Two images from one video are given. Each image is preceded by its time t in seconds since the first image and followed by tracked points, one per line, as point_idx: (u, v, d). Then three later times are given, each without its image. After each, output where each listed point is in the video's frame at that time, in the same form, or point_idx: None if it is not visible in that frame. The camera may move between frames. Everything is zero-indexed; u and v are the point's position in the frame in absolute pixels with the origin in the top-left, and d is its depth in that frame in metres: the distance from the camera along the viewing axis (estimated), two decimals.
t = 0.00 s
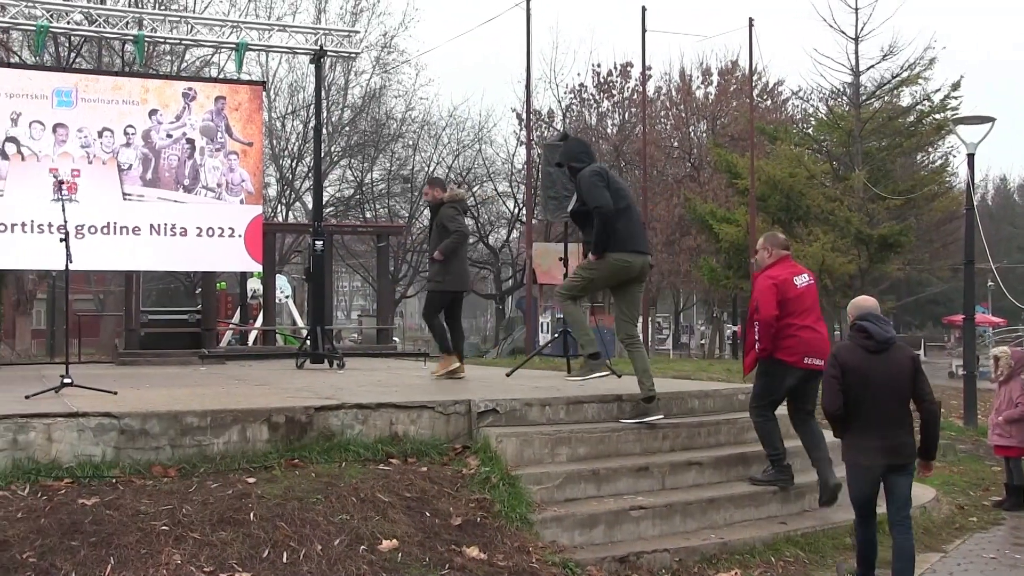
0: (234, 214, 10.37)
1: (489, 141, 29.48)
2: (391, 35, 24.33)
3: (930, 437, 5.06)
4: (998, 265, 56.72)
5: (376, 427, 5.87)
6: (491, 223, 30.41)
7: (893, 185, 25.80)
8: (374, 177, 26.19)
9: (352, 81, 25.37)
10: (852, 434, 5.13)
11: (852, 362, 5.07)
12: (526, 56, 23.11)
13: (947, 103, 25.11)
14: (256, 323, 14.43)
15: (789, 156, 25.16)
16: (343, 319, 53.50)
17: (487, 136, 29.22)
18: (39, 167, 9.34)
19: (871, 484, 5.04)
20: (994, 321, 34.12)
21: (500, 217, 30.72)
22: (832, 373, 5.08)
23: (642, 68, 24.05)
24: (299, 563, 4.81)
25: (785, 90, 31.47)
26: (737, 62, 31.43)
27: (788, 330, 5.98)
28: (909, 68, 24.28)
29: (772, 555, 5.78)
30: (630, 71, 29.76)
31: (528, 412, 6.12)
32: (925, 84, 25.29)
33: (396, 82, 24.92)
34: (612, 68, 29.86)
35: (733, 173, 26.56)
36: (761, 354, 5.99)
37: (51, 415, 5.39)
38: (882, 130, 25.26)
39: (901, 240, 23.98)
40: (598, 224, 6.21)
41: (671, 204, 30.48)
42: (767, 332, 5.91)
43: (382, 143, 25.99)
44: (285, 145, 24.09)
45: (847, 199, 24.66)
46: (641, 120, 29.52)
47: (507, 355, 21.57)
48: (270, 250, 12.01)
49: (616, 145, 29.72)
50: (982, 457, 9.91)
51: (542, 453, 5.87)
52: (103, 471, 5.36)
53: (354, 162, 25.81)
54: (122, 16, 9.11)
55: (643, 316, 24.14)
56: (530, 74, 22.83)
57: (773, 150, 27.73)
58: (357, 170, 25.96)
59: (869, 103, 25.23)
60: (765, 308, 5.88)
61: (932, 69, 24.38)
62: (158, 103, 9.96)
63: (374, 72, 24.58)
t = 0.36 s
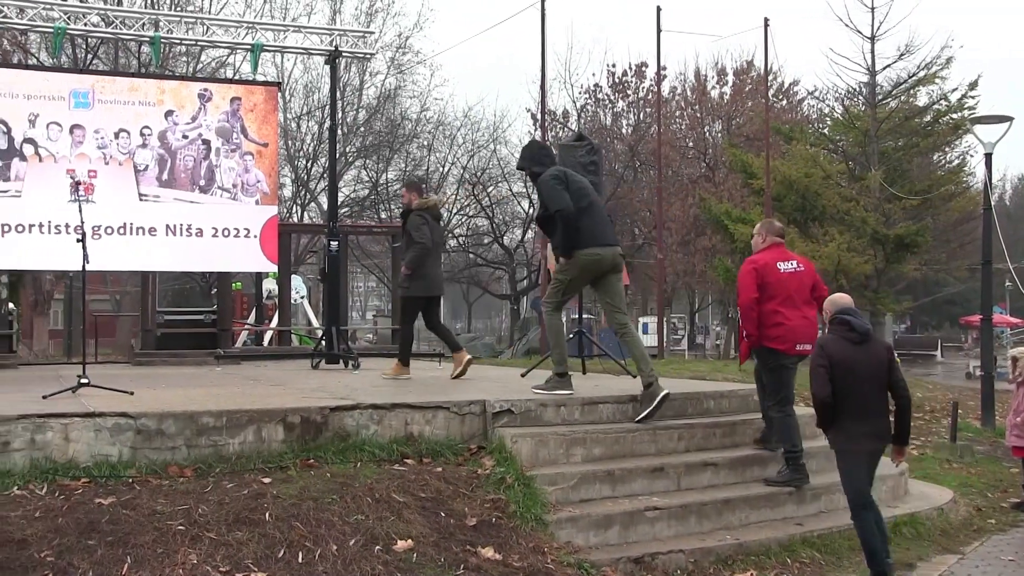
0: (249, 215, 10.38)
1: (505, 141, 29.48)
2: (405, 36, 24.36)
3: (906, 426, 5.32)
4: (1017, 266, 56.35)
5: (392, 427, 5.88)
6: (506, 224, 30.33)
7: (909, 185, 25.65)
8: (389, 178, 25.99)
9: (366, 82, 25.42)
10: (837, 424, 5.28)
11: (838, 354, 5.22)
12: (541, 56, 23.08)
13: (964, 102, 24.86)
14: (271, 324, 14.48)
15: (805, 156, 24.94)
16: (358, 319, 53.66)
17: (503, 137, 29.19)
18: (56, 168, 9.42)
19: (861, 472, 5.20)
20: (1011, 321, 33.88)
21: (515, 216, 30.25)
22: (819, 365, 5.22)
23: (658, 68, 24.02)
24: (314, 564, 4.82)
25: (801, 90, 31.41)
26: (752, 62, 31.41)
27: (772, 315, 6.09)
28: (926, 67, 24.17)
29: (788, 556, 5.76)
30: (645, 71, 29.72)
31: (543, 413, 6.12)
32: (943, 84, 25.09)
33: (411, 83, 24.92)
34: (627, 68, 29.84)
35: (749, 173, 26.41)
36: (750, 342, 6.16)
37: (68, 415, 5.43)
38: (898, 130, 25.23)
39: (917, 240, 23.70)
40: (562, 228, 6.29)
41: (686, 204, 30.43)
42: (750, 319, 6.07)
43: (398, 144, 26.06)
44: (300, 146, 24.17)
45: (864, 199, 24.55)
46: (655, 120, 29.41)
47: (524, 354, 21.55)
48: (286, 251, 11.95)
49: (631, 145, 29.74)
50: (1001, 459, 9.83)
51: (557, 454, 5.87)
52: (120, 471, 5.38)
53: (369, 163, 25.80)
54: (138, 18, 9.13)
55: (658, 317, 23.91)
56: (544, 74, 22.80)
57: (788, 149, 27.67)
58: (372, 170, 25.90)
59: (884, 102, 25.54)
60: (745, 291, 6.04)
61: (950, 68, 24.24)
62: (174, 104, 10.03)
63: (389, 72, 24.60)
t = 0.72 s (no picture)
0: (272, 216, 10.37)
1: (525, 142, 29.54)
2: (427, 37, 24.39)
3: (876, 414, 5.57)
4: None
5: (413, 428, 5.89)
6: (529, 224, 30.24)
7: (932, 185, 25.49)
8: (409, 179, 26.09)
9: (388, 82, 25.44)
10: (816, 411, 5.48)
11: (819, 344, 5.42)
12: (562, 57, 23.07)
13: (989, 101, 24.68)
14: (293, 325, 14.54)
15: (827, 156, 24.97)
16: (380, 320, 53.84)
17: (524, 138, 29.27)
18: (80, 169, 9.56)
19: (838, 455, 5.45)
20: None
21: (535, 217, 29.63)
22: (800, 353, 5.41)
23: (680, 69, 23.98)
24: (336, 564, 4.83)
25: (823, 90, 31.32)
26: (774, 62, 31.35)
27: (786, 290, 6.13)
28: (950, 66, 24.05)
29: (810, 559, 5.73)
30: (666, 72, 29.67)
31: (565, 414, 6.11)
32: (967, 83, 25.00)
33: (433, 84, 24.95)
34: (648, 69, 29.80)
35: (771, 173, 26.27)
36: (755, 311, 6.13)
37: (92, 416, 5.48)
38: (922, 130, 25.18)
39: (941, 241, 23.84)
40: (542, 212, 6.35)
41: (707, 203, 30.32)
42: (763, 289, 6.07)
43: (419, 145, 26.13)
44: (321, 147, 24.24)
45: (887, 199, 24.66)
46: (677, 120, 29.34)
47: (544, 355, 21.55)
48: (308, 251, 11.96)
49: (653, 146, 29.72)
50: None
51: (579, 455, 5.87)
52: (144, 471, 5.41)
53: (391, 163, 25.79)
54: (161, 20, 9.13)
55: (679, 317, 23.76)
56: (565, 74, 22.77)
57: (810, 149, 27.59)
58: (394, 171, 25.88)
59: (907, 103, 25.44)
60: (763, 262, 6.06)
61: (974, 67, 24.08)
62: (196, 106, 10.05)
63: (411, 73, 24.64)
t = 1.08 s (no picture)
0: (297, 217, 10.41)
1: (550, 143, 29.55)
2: (452, 39, 24.42)
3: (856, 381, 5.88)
4: None
5: (439, 429, 5.90)
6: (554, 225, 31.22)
7: (961, 185, 25.23)
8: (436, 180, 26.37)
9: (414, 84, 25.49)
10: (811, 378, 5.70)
11: (813, 314, 5.65)
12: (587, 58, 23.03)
13: (1020, 101, 24.35)
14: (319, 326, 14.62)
15: (854, 157, 24.96)
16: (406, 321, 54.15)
17: (548, 138, 29.32)
18: (109, 171, 9.65)
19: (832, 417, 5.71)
20: None
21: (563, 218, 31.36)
22: (797, 324, 5.62)
23: (707, 69, 23.93)
24: (362, 564, 4.85)
25: (850, 90, 31.17)
26: (800, 62, 31.23)
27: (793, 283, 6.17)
28: (980, 66, 23.84)
29: (837, 561, 5.68)
30: (691, 73, 29.60)
31: (591, 415, 6.10)
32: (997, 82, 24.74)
33: (458, 85, 24.99)
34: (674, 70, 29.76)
35: (797, 174, 26.16)
36: (759, 301, 6.20)
37: (121, 416, 5.53)
38: (951, 130, 24.99)
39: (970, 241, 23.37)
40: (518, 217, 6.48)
41: (733, 204, 30.22)
42: (769, 280, 6.12)
43: (444, 146, 26.20)
44: (347, 148, 24.36)
45: (914, 201, 24.55)
46: (702, 121, 29.31)
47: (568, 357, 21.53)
48: (332, 253, 12.03)
49: (678, 147, 29.69)
50: None
51: (605, 456, 5.87)
52: (172, 471, 5.44)
53: (416, 164, 26.00)
54: (189, 22, 9.16)
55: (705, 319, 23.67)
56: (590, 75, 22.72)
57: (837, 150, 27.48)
58: (418, 173, 26.07)
59: (936, 103, 25.30)
60: (769, 256, 6.14)
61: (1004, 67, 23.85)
62: (223, 108, 10.14)
63: (436, 75, 24.70)
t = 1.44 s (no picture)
0: (324, 218, 10.44)
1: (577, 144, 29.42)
2: (478, 39, 24.45)
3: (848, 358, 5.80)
4: None
5: (466, 430, 5.90)
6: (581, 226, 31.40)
7: (992, 185, 24.96)
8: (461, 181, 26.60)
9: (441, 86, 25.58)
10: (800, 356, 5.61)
11: (802, 291, 5.56)
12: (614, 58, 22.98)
13: None
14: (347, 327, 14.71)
15: (882, 157, 24.93)
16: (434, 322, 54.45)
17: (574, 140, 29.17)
18: (138, 173, 9.70)
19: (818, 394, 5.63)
20: None
21: (589, 219, 31.41)
22: (786, 302, 5.51)
23: (735, 70, 23.88)
24: (389, 564, 4.86)
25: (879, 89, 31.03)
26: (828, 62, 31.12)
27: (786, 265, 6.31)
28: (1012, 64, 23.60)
29: (866, 563, 5.63)
30: (719, 73, 29.56)
31: (618, 416, 6.09)
32: None
33: (485, 86, 25.02)
34: (701, 70, 29.73)
35: (826, 174, 26.06)
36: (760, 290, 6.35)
37: (150, 416, 5.57)
38: (982, 129, 24.80)
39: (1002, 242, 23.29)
40: (500, 217, 6.47)
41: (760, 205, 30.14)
42: (763, 267, 6.29)
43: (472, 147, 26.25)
44: (374, 149, 24.50)
45: (945, 200, 24.35)
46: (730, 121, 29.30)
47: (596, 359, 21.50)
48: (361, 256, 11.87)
49: (705, 147, 29.67)
50: None
51: (632, 458, 5.85)
52: (200, 471, 5.47)
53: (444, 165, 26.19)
54: (217, 24, 9.15)
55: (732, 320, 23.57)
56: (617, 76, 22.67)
57: (866, 150, 27.35)
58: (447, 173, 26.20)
59: (966, 102, 25.08)
60: (759, 241, 6.29)
61: None
62: (251, 109, 10.20)
63: (463, 76, 24.76)
